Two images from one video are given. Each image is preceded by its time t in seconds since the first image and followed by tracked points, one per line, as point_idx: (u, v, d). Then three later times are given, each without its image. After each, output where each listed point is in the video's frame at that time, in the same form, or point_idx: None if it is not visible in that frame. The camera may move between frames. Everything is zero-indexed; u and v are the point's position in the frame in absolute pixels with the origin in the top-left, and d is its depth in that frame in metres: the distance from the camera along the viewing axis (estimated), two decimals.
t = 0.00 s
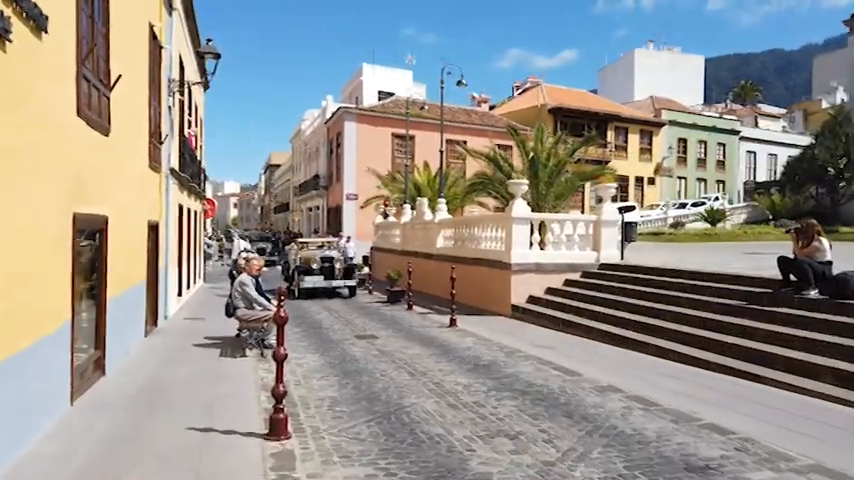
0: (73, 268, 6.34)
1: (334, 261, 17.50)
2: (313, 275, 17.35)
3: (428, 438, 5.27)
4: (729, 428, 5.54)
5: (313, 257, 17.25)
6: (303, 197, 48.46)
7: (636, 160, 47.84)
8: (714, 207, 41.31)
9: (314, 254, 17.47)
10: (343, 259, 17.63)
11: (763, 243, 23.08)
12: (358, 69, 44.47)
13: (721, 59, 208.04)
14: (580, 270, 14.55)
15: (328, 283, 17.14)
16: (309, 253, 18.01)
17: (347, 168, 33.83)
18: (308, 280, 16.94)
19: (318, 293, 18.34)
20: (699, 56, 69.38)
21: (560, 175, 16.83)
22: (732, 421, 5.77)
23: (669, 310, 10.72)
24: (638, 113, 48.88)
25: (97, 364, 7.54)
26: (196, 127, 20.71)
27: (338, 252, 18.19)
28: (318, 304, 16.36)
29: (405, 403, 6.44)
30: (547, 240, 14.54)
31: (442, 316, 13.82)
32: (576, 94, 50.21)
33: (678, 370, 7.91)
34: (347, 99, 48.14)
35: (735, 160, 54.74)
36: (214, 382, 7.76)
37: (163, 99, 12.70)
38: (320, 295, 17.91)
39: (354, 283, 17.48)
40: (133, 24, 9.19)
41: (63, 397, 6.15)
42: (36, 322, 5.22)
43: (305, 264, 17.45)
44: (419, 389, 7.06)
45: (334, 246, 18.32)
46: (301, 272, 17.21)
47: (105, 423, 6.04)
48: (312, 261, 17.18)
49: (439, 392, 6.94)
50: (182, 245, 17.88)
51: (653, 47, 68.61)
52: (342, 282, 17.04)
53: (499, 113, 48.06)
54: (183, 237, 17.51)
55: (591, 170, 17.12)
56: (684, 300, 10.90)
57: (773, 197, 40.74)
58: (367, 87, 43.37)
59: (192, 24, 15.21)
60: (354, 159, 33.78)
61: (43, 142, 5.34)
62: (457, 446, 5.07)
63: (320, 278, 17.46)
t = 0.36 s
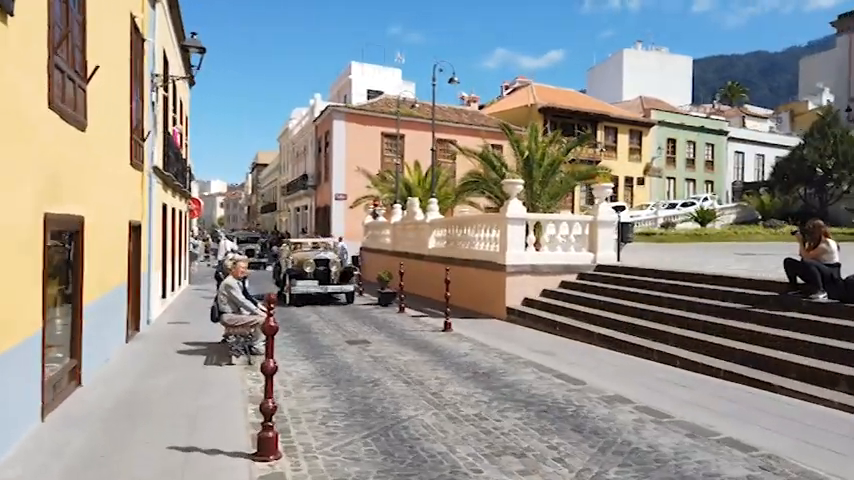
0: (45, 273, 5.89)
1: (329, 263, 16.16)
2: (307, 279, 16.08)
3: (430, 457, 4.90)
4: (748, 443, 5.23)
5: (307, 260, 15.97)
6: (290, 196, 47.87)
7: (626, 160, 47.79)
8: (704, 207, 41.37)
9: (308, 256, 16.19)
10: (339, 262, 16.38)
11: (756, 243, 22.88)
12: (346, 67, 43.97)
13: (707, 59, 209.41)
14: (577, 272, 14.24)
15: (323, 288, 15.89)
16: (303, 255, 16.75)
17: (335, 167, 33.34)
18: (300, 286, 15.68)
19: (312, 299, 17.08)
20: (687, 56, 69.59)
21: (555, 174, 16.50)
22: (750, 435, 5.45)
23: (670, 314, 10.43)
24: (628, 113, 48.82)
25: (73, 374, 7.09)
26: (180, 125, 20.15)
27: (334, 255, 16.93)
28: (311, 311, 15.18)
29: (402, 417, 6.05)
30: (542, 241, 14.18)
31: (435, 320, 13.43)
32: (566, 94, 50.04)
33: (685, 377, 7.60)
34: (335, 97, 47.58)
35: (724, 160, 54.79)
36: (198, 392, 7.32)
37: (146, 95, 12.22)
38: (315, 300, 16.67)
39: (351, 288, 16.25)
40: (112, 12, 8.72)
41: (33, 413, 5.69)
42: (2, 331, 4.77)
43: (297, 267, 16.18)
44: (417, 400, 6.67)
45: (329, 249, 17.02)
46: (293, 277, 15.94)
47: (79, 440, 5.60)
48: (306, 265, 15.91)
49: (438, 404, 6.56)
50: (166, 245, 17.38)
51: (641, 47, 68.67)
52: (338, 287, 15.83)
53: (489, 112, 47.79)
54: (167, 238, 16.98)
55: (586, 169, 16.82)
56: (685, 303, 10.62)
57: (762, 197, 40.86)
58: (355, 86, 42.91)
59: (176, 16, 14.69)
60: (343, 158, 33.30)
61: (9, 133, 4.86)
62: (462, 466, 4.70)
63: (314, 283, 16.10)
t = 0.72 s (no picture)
0: None
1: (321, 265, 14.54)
2: (295, 283, 14.45)
3: (427, 474, 4.48)
4: (766, 455, 4.88)
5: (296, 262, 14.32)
6: (273, 195, 47.16)
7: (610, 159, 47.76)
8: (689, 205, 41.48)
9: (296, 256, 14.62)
10: (331, 264, 14.77)
11: (742, 242, 22.76)
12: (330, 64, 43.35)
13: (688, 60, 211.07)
14: (568, 271, 13.90)
15: (313, 293, 14.27)
16: (291, 256, 15.13)
17: (318, 165, 32.75)
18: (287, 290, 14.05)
19: (301, 306, 15.44)
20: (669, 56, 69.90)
21: (544, 171, 16.11)
22: (766, 446, 5.10)
23: (667, 315, 10.08)
24: (612, 112, 48.80)
25: (35, 383, 6.56)
26: (158, 121, 19.52)
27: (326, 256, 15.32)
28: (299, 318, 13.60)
29: (394, 429, 5.62)
30: (532, 240, 13.79)
31: (423, 322, 13.00)
32: (551, 93, 49.90)
33: (689, 382, 7.24)
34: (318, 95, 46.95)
35: (707, 159, 55.00)
36: (173, 401, 6.82)
37: (120, 87, 11.65)
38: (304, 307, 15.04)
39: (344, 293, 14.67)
40: None
41: None
42: None
43: (285, 269, 14.55)
44: (408, 410, 6.24)
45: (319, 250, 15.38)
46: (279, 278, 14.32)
47: (39, 457, 5.09)
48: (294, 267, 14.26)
49: (430, 414, 6.13)
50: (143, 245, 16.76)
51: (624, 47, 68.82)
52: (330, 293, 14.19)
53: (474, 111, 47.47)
54: (144, 237, 16.35)
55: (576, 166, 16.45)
56: (682, 303, 10.28)
57: (746, 196, 41.06)
58: (338, 83, 42.33)
59: (152, 6, 14.10)
60: (327, 156, 32.73)
61: None
62: None
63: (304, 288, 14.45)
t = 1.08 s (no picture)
0: None
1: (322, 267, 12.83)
2: (292, 288, 12.72)
3: None
4: (801, 471, 4.53)
5: (292, 264, 12.55)
6: (258, 194, 46.50)
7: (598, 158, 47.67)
8: (677, 205, 41.47)
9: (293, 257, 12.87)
10: (332, 266, 13.02)
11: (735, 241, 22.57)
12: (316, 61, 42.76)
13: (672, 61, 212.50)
14: (564, 271, 13.55)
15: (312, 299, 12.58)
16: (286, 257, 13.37)
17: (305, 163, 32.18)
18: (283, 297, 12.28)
19: (298, 314, 13.71)
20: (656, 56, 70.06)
21: (538, 168, 15.72)
22: (798, 460, 4.75)
23: (670, 316, 9.74)
24: (599, 111, 48.73)
25: (5, 393, 6.05)
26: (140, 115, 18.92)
27: (325, 257, 13.58)
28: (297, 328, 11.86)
29: (395, 442, 5.20)
30: (528, 238, 13.43)
31: (416, 323, 12.58)
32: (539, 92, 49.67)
33: (702, 387, 6.89)
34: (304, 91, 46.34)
35: (694, 158, 55.09)
36: (156, 412, 6.33)
37: (99, 78, 11.08)
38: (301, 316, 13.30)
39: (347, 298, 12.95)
40: None
41: None
42: None
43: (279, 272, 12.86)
44: (409, 420, 5.82)
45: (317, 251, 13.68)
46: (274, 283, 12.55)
47: (10, 475, 4.64)
48: (290, 270, 12.49)
49: (434, 424, 5.72)
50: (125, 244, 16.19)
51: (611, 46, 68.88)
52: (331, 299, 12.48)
53: (462, 109, 47.13)
54: (126, 236, 15.78)
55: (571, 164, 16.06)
56: (688, 304, 9.91)
57: (734, 195, 41.10)
58: (325, 80, 41.75)
59: None
60: (313, 154, 32.19)
61: None
62: None
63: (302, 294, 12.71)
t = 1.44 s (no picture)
0: None
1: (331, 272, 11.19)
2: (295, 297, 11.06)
3: None
4: None
5: (296, 268, 10.90)
6: (246, 194, 45.86)
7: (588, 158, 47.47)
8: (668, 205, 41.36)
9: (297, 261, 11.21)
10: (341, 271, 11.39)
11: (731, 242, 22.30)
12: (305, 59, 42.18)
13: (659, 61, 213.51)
14: (564, 272, 13.17)
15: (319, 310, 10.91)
16: (288, 260, 11.74)
17: (294, 163, 31.65)
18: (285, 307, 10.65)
19: (302, 326, 12.03)
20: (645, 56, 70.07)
21: (536, 167, 15.32)
22: None
23: (662, 317, 9.58)
24: (590, 111, 48.55)
25: None
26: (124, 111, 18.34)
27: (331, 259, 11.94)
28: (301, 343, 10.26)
29: (401, 462, 4.77)
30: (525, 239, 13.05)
31: (411, 327, 12.16)
32: (529, 91, 49.39)
33: (721, 397, 6.51)
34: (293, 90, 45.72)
35: (684, 159, 55.08)
36: (137, 430, 5.76)
37: (80, 70, 10.55)
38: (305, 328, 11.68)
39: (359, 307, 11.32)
40: None
41: None
42: None
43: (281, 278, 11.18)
44: (414, 436, 5.39)
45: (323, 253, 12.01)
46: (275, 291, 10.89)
47: None
48: (294, 274, 10.83)
49: (442, 440, 5.30)
50: (108, 244, 15.62)
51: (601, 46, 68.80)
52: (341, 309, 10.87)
53: (452, 108, 46.73)
54: (109, 237, 15.22)
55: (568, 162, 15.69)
56: (696, 307, 9.56)
57: (724, 195, 41.06)
58: (314, 78, 41.18)
59: None
60: (303, 152, 31.66)
61: None
62: None
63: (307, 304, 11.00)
